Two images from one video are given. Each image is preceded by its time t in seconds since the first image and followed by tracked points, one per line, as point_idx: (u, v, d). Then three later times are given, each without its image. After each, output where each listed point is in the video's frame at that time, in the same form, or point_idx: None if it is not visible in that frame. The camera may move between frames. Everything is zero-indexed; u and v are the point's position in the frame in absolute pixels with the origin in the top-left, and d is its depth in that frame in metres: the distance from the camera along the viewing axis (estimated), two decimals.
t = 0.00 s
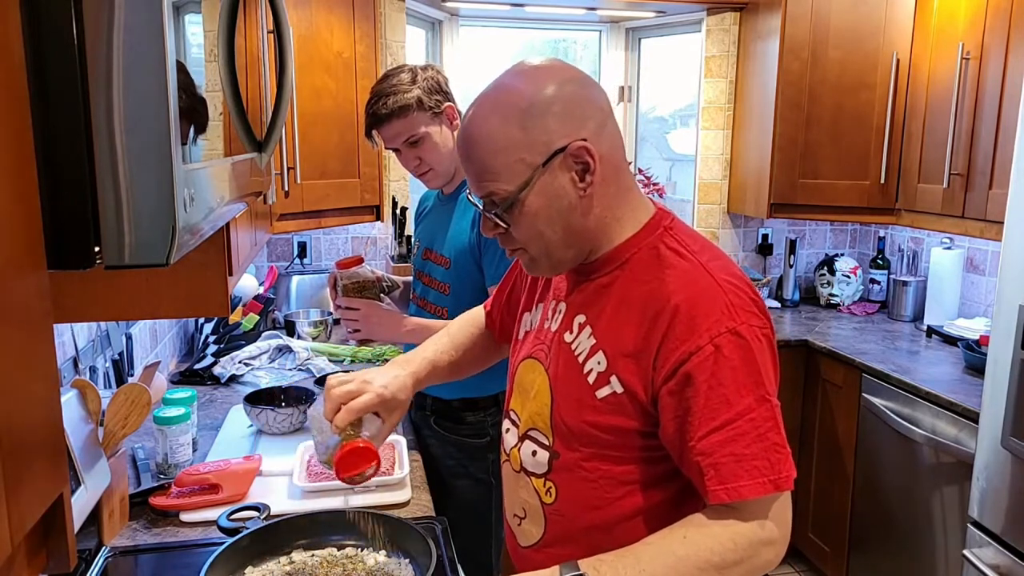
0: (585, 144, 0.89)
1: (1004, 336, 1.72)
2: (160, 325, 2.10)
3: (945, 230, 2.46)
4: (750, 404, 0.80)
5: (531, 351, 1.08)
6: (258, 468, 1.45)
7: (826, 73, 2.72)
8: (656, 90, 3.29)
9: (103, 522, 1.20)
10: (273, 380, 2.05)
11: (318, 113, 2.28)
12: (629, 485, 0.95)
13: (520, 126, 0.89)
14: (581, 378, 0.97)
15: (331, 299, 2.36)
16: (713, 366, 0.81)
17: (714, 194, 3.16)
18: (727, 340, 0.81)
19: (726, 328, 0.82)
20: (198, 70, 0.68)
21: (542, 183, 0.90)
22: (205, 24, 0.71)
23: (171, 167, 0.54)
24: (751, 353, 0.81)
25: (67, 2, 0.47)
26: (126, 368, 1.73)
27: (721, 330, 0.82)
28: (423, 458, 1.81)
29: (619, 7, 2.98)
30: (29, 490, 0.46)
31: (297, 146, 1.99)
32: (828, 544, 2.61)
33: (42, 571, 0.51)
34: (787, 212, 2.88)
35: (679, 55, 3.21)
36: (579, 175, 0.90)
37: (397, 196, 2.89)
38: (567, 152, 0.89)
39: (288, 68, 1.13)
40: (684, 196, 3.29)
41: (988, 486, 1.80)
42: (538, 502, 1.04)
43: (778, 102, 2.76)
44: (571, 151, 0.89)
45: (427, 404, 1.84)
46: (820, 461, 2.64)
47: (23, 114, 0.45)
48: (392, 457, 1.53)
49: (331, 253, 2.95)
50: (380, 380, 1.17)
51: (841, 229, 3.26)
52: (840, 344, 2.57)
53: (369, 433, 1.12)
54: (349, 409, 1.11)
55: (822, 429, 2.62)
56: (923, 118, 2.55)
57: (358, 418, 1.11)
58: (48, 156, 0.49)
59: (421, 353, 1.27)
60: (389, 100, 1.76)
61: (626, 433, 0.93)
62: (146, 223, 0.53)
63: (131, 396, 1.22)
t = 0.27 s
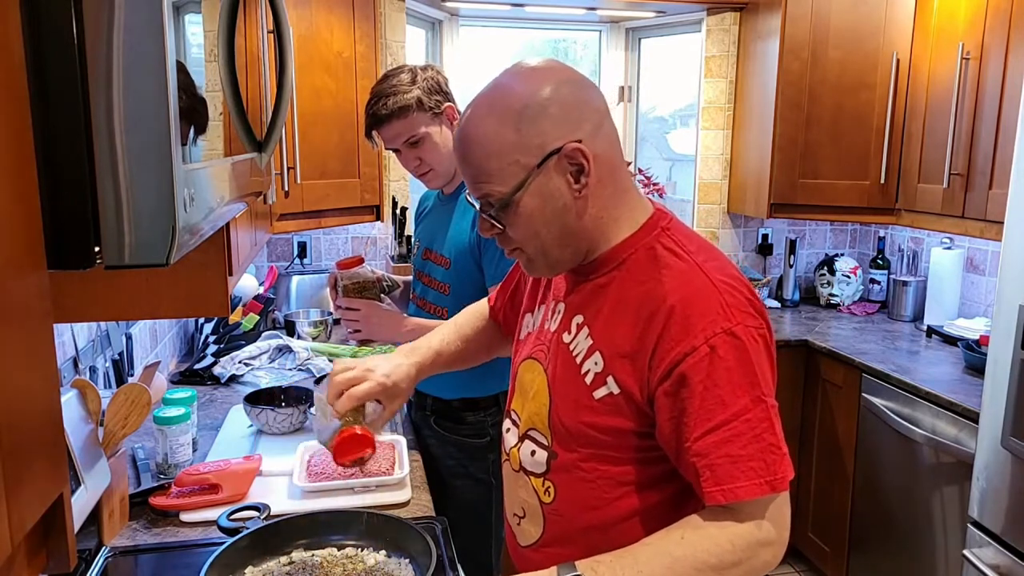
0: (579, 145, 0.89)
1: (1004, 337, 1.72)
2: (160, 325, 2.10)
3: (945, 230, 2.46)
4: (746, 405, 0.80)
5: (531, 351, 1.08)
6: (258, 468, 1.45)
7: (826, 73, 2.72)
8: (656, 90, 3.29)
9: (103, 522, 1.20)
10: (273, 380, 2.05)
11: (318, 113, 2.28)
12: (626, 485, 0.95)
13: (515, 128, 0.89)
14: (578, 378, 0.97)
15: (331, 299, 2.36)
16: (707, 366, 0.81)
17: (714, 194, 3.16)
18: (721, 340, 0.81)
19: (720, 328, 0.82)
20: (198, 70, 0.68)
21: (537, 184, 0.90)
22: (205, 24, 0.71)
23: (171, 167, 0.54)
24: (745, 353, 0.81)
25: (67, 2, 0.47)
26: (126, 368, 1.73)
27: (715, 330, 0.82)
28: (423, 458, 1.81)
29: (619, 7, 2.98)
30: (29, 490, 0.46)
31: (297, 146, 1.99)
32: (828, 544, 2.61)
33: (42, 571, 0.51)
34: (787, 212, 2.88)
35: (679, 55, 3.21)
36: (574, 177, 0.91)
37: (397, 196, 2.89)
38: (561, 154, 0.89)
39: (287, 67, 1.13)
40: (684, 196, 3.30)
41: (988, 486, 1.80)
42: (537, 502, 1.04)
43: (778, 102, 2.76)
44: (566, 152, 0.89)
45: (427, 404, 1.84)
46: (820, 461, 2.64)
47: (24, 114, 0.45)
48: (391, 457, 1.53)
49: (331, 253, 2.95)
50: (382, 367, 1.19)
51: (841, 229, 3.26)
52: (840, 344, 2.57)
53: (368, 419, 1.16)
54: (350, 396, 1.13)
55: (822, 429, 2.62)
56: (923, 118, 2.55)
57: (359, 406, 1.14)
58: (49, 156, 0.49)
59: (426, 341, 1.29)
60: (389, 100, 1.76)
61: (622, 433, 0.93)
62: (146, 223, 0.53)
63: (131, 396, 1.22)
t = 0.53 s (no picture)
0: (578, 148, 0.89)
1: (1004, 336, 1.72)
2: (160, 325, 2.10)
3: (945, 230, 2.46)
4: (745, 404, 0.80)
5: (531, 351, 1.08)
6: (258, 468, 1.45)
7: (826, 73, 2.72)
8: (656, 90, 3.29)
9: (103, 522, 1.20)
10: (273, 380, 2.05)
11: (318, 113, 2.28)
12: (626, 485, 0.95)
13: (514, 128, 0.89)
14: (577, 378, 0.97)
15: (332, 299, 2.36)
16: (705, 365, 0.81)
17: (714, 194, 3.16)
18: (719, 339, 0.81)
19: (718, 327, 0.82)
20: (198, 70, 0.68)
21: (535, 185, 0.90)
22: (205, 24, 0.71)
23: (171, 167, 0.54)
24: (743, 352, 0.81)
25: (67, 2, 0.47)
26: (126, 368, 1.73)
27: (713, 329, 0.82)
28: (422, 458, 1.81)
29: (619, 7, 2.98)
30: (29, 489, 0.46)
31: (297, 146, 1.99)
32: (828, 544, 2.61)
33: (42, 571, 0.51)
34: (787, 212, 2.87)
35: (679, 55, 3.21)
36: (572, 179, 0.91)
37: (397, 196, 2.89)
38: (560, 156, 0.89)
39: (287, 67, 1.13)
40: (684, 196, 3.30)
41: (988, 486, 1.80)
42: (537, 502, 1.04)
43: (778, 103, 2.76)
44: (565, 155, 0.89)
45: (427, 404, 1.84)
46: (820, 461, 2.64)
47: (24, 113, 0.45)
48: (391, 457, 1.53)
49: (331, 253, 2.95)
50: (363, 352, 1.20)
51: (841, 229, 3.26)
52: (840, 344, 2.57)
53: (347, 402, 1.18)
54: (327, 377, 1.16)
55: (822, 429, 2.62)
56: (923, 118, 2.55)
57: (336, 387, 1.16)
58: (48, 156, 0.49)
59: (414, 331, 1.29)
60: (389, 100, 1.76)
61: (622, 433, 0.93)
62: (145, 223, 0.53)
63: (131, 396, 1.22)
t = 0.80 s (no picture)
0: (583, 146, 0.89)
1: (1003, 336, 1.72)
2: (160, 325, 2.10)
3: (945, 230, 2.46)
4: (749, 402, 0.80)
5: (531, 351, 1.08)
6: (258, 468, 1.45)
7: (826, 73, 2.72)
8: (656, 90, 3.29)
9: (103, 522, 1.20)
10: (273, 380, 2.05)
11: (318, 113, 2.28)
12: (629, 484, 0.95)
13: (520, 124, 0.89)
14: (580, 376, 0.97)
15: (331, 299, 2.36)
16: (711, 363, 0.81)
17: (714, 194, 3.16)
18: (724, 337, 0.81)
19: (724, 325, 0.82)
20: (198, 69, 0.68)
21: (539, 181, 0.90)
22: (205, 24, 0.71)
23: (171, 167, 0.54)
24: (748, 349, 0.81)
25: (67, 2, 0.47)
26: (126, 368, 1.73)
27: (719, 326, 0.82)
28: (422, 458, 1.80)
29: (619, 7, 2.98)
30: (30, 489, 0.46)
31: (297, 146, 1.99)
32: (828, 544, 2.61)
33: (42, 571, 0.51)
34: (787, 212, 2.87)
35: (679, 55, 3.21)
36: (575, 177, 0.91)
37: (397, 196, 2.89)
38: (566, 153, 0.89)
39: (287, 67, 1.13)
40: (684, 196, 3.29)
41: (988, 486, 1.80)
42: (538, 502, 1.04)
43: (778, 103, 2.76)
44: (570, 152, 0.89)
45: (427, 404, 1.83)
46: (820, 461, 2.64)
47: (23, 113, 0.45)
48: (392, 457, 1.53)
49: (331, 253, 2.95)
50: (340, 357, 1.18)
51: (841, 229, 3.26)
52: (840, 344, 2.57)
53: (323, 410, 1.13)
54: (303, 383, 1.13)
55: (822, 429, 2.62)
56: (923, 118, 2.55)
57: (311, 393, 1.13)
58: (48, 156, 0.49)
59: (403, 330, 1.31)
60: (388, 99, 1.76)
61: (626, 432, 0.94)
62: (145, 223, 0.53)
63: (131, 396, 1.22)
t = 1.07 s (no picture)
0: (589, 145, 0.90)
1: (1004, 336, 1.72)
2: (160, 325, 2.10)
3: (945, 230, 2.46)
4: (755, 402, 0.80)
5: (532, 352, 1.08)
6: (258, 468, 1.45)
7: (826, 73, 2.72)
8: (656, 90, 3.29)
9: (103, 522, 1.19)
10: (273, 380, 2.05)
11: (318, 113, 2.28)
12: (634, 485, 0.95)
13: (527, 121, 0.89)
14: (584, 376, 0.97)
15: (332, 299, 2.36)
16: (722, 363, 0.81)
17: (714, 194, 3.16)
18: (734, 337, 0.82)
19: (733, 326, 0.82)
20: (198, 70, 0.68)
21: (544, 179, 0.90)
22: (205, 24, 0.71)
23: (171, 168, 0.54)
24: (758, 350, 0.82)
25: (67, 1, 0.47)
26: (126, 368, 1.73)
27: (729, 326, 0.82)
28: (422, 458, 1.80)
29: (619, 7, 2.98)
30: (30, 489, 0.46)
31: (297, 146, 1.99)
32: (828, 544, 2.61)
33: (42, 571, 0.51)
34: (786, 212, 2.87)
35: (679, 54, 3.21)
36: (580, 176, 0.91)
37: (397, 196, 2.89)
38: (572, 152, 0.90)
39: (287, 67, 1.13)
40: (684, 196, 3.29)
41: (988, 485, 1.80)
42: (540, 503, 1.04)
43: (778, 102, 2.76)
44: (576, 152, 0.90)
45: (427, 404, 1.83)
46: (820, 461, 2.64)
47: (23, 113, 0.45)
48: (392, 457, 1.53)
49: (331, 253, 2.95)
50: (311, 371, 1.18)
51: (841, 229, 3.26)
52: (840, 344, 2.57)
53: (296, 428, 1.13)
54: (269, 398, 1.12)
55: (822, 429, 2.62)
56: (923, 118, 2.55)
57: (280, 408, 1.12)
58: (48, 156, 0.49)
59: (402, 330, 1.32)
60: (379, 101, 1.79)
61: (633, 433, 0.94)
62: (145, 223, 0.53)
63: (131, 396, 1.22)
